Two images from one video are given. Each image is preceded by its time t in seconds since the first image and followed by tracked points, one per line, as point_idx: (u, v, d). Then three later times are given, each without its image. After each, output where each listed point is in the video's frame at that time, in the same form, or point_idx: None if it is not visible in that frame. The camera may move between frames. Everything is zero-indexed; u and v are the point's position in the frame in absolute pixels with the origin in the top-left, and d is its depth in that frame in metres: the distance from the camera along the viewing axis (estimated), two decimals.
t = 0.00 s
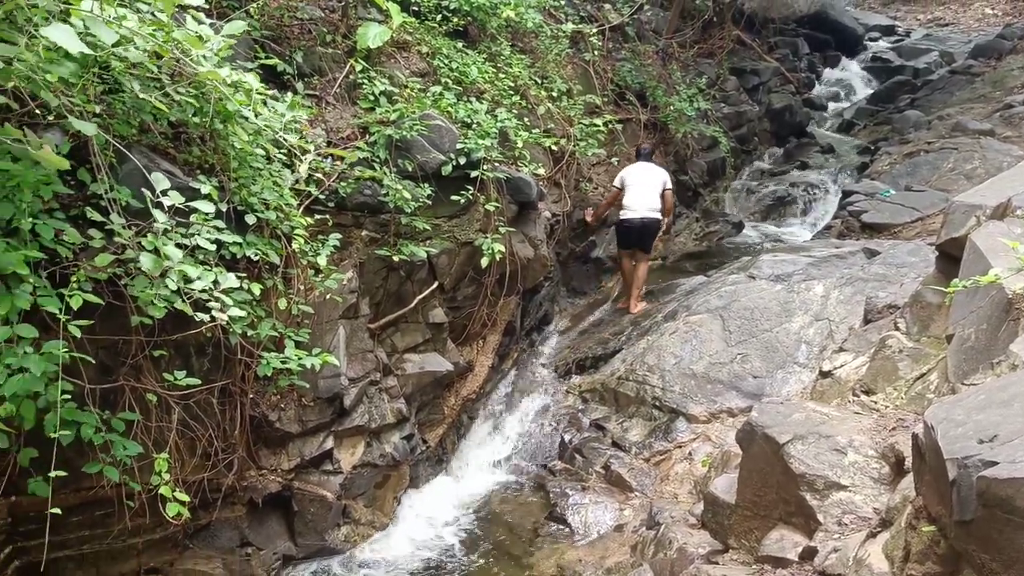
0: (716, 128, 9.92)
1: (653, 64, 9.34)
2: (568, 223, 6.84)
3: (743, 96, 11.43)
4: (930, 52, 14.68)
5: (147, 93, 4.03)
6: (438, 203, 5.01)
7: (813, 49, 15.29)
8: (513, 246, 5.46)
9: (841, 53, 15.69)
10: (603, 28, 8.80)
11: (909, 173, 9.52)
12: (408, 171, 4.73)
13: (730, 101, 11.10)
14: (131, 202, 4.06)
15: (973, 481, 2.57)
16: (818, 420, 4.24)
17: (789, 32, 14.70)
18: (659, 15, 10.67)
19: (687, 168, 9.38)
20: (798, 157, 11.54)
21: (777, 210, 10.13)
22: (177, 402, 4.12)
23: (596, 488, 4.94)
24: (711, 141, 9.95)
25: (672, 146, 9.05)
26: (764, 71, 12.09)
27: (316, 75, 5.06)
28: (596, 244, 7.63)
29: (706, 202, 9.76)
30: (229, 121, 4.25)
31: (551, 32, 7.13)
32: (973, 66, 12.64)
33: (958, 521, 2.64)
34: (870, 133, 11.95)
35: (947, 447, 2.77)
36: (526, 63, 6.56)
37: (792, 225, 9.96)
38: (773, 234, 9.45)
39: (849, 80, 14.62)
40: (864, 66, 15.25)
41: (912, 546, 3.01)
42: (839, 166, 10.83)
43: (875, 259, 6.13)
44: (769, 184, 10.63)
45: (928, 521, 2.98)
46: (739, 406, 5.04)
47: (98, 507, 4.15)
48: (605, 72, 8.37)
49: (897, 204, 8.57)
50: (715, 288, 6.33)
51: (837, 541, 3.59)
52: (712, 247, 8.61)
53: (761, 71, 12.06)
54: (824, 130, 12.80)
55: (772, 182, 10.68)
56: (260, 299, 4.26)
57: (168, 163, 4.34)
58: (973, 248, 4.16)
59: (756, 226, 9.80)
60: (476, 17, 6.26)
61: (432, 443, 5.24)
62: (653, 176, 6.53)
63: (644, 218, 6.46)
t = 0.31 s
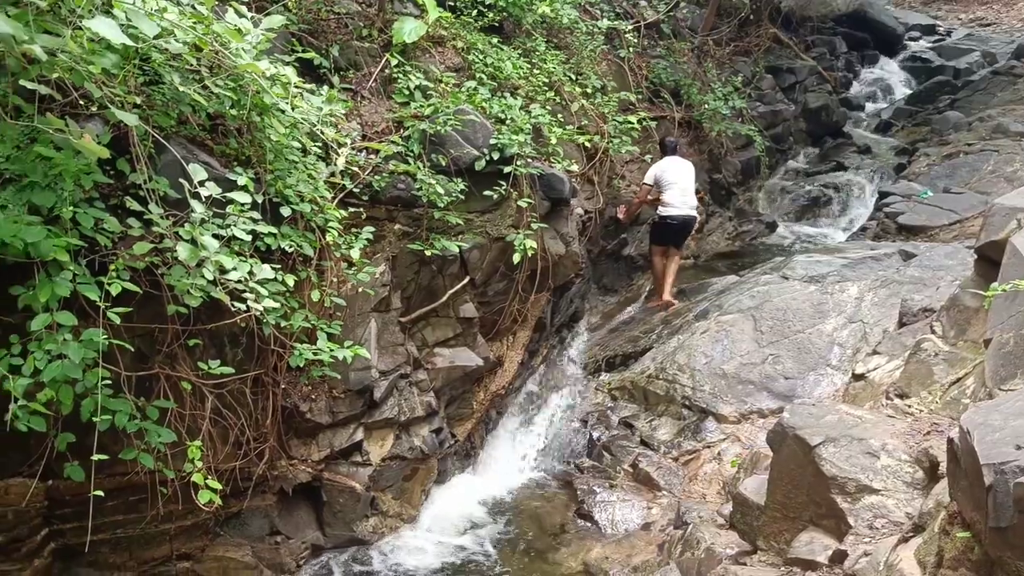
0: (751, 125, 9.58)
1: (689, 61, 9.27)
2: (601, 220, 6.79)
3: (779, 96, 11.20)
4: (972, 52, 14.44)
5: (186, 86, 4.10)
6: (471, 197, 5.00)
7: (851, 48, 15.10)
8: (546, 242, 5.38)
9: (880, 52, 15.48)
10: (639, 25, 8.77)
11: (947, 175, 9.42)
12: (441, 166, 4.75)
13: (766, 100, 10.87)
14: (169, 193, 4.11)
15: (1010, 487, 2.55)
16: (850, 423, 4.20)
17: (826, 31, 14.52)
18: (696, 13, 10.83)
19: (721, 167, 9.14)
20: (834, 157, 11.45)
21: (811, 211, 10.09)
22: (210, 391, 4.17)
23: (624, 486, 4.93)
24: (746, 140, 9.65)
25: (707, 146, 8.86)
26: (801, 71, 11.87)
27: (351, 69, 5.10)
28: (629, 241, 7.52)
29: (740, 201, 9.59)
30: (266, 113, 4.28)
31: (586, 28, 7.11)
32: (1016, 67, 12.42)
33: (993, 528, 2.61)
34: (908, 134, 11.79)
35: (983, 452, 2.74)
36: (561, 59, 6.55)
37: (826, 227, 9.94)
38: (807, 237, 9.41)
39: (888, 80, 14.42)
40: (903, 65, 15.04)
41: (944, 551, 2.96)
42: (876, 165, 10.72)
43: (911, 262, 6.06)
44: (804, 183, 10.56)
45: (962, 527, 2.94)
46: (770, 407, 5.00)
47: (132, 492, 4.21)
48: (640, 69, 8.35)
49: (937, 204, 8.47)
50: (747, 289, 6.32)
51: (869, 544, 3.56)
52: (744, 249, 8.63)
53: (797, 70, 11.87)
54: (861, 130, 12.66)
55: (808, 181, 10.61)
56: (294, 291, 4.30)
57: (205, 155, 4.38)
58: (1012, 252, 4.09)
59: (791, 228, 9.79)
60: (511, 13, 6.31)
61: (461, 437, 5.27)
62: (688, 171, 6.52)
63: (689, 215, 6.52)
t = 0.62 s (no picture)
0: (791, 123, 9.48)
1: (728, 56, 9.19)
2: (635, 216, 6.70)
3: (819, 92, 11.14)
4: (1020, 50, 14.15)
5: (228, 74, 4.11)
6: (508, 189, 5.01)
7: (894, 45, 14.86)
8: (581, 236, 5.39)
9: (923, 49, 15.20)
10: (678, 20, 8.73)
11: (992, 175, 9.29)
12: (478, 158, 4.77)
13: (805, 97, 10.78)
14: (210, 180, 4.15)
15: None
16: (887, 424, 4.14)
17: (868, 27, 14.29)
18: (735, 7, 10.68)
19: (758, 163, 9.07)
20: (874, 156, 11.31)
21: (850, 209, 9.99)
22: (247, 377, 4.21)
23: (654, 482, 4.91)
24: (785, 136, 9.58)
25: (746, 141, 8.76)
26: (842, 67, 11.65)
27: (391, 60, 5.12)
28: (665, 236, 7.51)
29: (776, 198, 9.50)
30: (306, 103, 4.30)
31: (626, 22, 7.08)
32: None
33: None
34: (953, 133, 11.66)
35: None
36: (600, 52, 6.54)
37: (864, 225, 9.84)
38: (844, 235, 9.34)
39: (930, 78, 14.18)
40: (947, 63, 14.78)
41: (983, 556, 2.90)
42: (917, 164, 10.57)
43: (952, 263, 5.96)
44: (843, 181, 10.46)
45: (1002, 532, 2.87)
46: (805, 407, 4.95)
47: (169, 475, 4.25)
48: (678, 64, 8.37)
49: (980, 204, 8.39)
50: (784, 286, 6.24)
51: (904, 547, 3.51)
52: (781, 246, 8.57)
53: (839, 67, 11.62)
54: (902, 128, 12.48)
55: (846, 180, 10.50)
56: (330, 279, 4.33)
57: (246, 143, 4.41)
58: None
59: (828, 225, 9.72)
60: (551, 5, 6.33)
61: (492, 429, 5.28)
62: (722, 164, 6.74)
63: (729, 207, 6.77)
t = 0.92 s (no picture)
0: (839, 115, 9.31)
1: (777, 46, 9.08)
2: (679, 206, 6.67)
3: (869, 84, 10.77)
4: None
5: (277, 59, 4.12)
6: (550, 178, 5.01)
7: (947, 37, 14.51)
8: (623, 226, 5.39)
9: (977, 41, 14.82)
10: (726, 9, 8.68)
11: None
12: (522, 146, 4.78)
13: (854, 88, 10.50)
14: (257, 163, 4.19)
15: None
16: (933, 423, 4.04)
17: (921, 18, 13.98)
18: None
19: (804, 156, 8.94)
20: (925, 150, 11.08)
21: (897, 204, 9.86)
22: (290, 359, 4.27)
23: (691, 475, 4.89)
24: (833, 129, 9.38)
25: (791, 133, 8.74)
26: (893, 59, 11.31)
27: (436, 47, 5.12)
28: (707, 228, 7.48)
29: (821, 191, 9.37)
30: (352, 88, 4.32)
31: (672, 11, 7.03)
32: None
33: None
34: (1006, 127, 11.56)
35: None
36: (645, 41, 6.50)
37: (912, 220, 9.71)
38: (892, 232, 9.11)
39: (985, 71, 13.82)
40: (1003, 56, 14.39)
41: None
42: (969, 160, 10.36)
43: (1002, 261, 5.85)
44: (892, 176, 10.30)
45: None
46: (847, 404, 4.92)
47: (212, 454, 4.32)
48: (726, 53, 8.34)
49: None
50: (827, 281, 6.16)
51: (947, 548, 3.43)
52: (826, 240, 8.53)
53: (889, 57, 11.31)
54: (955, 122, 12.23)
55: (895, 174, 10.35)
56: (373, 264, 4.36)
57: (293, 128, 4.44)
58: None
59: (873, 221, 9.61)
60: None
61: (530, 418, 5.27)
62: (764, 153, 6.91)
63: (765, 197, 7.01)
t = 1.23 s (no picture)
0: (882, 109, 9.13)
1: (819, 38, 9.10)
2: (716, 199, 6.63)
3: (913, 77, 10.59)
4: None
5: (319, 47, 4.11)
6: (588, 168, 5.00)
7: (994, 30, 14.18)
8: (660, 217, 5.38)
9: None
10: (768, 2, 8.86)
11: None
12: (560, 135, 4.78)
13: (898, 80, 10.37)
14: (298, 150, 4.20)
15: None
16: (973, 421, 3.97)
17: (967, 10, 13.68)
18: None
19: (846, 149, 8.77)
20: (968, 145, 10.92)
21: (939, 198, 9.71)
22: (327, 344, 4.29)
23: (724, 468, 4.87)
24: (874, 122, 9.16)
25: (832, 126, 8.63)
26: (937, 53, 10.94)
27: (476, 35, 5.12)
28: (745, 221, 7.44)
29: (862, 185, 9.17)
30: (392, 76, 4.33)
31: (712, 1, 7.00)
32: None
33: None
34: None
35: None
36: (685, 32, 6.47)
37: (955, 215, 9.52)
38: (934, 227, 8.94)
39: None
40: None
41: None
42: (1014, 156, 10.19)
43: None
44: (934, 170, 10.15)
45: None
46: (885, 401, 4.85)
47: (249, 436, 4.36)
48: (767, 44, 8.36)
49: None
50: (867, 276, 6.08)
51: (986, 549, 3.38)
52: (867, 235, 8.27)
53: (934, 51, 10.98)
54: (1000, 118, 11.99)
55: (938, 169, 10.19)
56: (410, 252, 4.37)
57: (333, 115, 4.46)
58: None
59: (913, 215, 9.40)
60: None
61: (563, 408, 5.26)
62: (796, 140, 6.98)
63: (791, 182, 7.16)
